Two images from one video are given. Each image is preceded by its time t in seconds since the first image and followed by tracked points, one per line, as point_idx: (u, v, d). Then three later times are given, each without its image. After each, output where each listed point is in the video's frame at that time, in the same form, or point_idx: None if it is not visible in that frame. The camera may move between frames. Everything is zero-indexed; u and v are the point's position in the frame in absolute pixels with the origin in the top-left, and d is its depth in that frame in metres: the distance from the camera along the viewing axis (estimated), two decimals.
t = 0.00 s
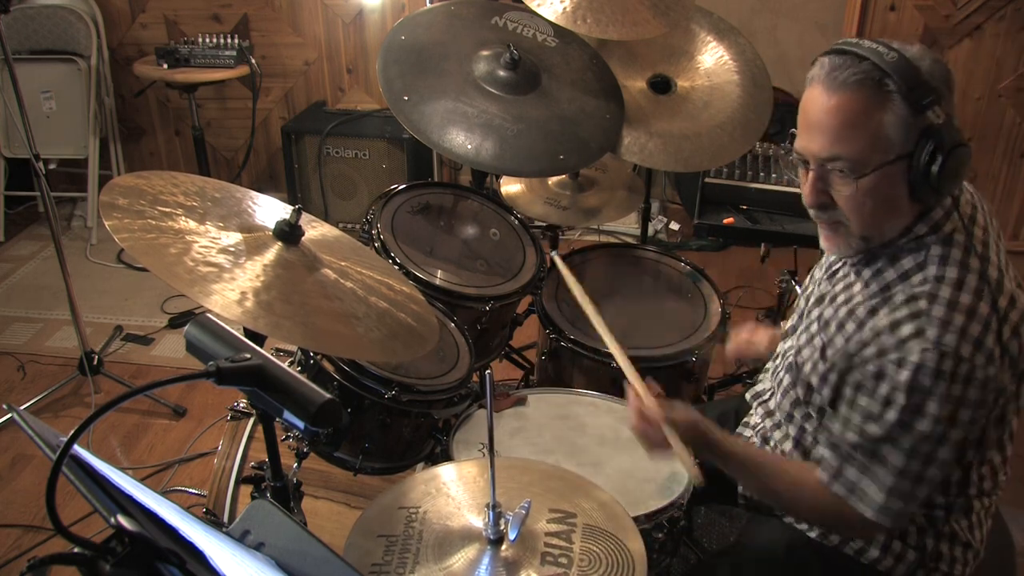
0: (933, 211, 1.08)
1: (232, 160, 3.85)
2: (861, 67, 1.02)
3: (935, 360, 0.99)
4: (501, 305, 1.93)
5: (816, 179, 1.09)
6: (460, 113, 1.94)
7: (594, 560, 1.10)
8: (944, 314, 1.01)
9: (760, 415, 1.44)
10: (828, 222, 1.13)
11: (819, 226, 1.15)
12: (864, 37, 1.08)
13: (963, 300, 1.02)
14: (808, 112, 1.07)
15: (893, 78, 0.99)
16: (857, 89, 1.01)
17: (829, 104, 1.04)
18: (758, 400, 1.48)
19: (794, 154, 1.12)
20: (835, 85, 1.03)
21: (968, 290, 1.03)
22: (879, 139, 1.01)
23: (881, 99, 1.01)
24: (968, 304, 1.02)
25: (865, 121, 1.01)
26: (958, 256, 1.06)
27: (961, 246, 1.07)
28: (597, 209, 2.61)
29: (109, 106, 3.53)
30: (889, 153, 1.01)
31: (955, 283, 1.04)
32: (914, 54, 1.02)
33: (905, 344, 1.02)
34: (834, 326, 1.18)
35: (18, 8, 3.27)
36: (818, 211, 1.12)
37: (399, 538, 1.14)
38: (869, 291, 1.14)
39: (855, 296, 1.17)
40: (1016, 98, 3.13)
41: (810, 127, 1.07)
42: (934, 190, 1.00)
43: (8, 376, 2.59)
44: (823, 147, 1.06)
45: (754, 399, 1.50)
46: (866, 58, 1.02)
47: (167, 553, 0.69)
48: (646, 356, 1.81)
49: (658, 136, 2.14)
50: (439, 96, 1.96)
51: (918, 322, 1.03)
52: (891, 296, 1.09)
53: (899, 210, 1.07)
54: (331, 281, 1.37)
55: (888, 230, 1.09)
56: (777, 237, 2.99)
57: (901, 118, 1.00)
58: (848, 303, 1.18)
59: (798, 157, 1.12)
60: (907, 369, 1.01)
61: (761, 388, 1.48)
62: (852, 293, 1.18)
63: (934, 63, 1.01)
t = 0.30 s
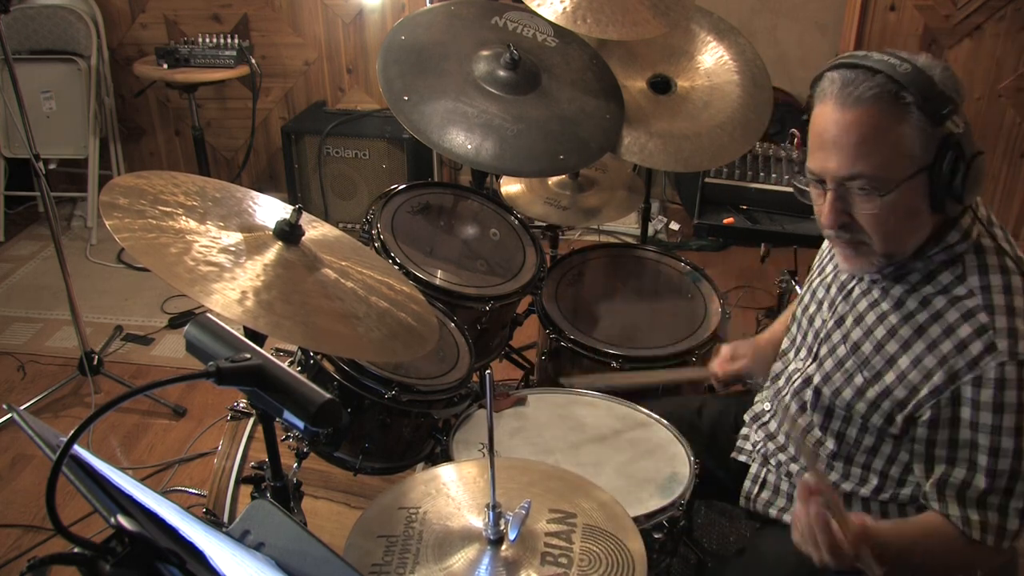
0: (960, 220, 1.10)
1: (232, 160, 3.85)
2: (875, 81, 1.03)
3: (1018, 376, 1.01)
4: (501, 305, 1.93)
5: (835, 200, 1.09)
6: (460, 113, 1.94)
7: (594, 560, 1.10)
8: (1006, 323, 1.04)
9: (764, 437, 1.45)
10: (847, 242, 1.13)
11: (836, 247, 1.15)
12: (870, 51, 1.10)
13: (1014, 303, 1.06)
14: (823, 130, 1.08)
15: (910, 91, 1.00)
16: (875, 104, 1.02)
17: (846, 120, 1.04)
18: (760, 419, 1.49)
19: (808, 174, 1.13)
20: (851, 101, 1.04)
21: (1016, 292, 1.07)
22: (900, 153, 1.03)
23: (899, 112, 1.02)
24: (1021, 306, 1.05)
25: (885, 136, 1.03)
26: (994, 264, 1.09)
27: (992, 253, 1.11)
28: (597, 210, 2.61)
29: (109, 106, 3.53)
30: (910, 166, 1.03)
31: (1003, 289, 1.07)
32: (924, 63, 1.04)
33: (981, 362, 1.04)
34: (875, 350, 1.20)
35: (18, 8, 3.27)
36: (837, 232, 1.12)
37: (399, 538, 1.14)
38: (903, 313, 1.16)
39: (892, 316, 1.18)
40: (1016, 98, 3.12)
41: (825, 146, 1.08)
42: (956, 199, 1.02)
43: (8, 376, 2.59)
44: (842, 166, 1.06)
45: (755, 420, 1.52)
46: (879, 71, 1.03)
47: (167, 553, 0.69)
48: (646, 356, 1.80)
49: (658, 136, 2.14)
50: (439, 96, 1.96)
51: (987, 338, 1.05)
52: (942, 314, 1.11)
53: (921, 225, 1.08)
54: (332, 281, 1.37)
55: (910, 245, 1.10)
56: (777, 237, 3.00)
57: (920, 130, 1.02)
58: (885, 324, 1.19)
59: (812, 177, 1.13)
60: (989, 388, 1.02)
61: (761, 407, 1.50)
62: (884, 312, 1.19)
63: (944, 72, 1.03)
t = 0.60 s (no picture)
0: (979, 217, 1.10)
1: (232, 160, 3.85)
2: (926, 68, 1.01)
3: None
4: (501, 305, 1.93)
5: (873, 189, 1.07)
6: (460, 113, 1.94)
7: (591, 561, 1.10)
8: None
9: (768, 445, 1.44)
10: (876, 233, 1.11)
11: (864, 237, 1.14)
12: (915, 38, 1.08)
13: None
14: (867, 116, 1.06)
15: (962, 82, 0.99)
16: (926, 92, 1.01)
17: (893, 107, 1.03)
18: (763, 427, 1.48)
19: (845, 156, 1.10)
20: (902, 86, 1.02)
21: None
22: (944, 145, 1.02)
23: (949, 102, 1.01)
24: None
25: (932, 126, 1.01)
26: (1012, 262, 1.10)
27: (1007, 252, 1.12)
28: (597, 210, 2.61)
29: (109, 106, 3.53)
30: (952, 158, 1.03)
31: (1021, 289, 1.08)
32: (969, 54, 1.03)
33: (1005, 364, 1.04)
34: (890, 357, 1.19)
35: (18, 8, 3.27)
36: (868, 221, 1.10)
37: (398, 539, 1.14)
38: (921, 317, 1.16)
39: (909, 321, 1.18)
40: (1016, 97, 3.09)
41: (868, 132, 1.06)
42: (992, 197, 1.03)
43: (8, 376, 2.59)
44: (885, 153, 1.04)
45: (758, 427, 1.49)
46: (929, 58, 1.02)
47: (167, 553, 0.68)
48: (646, 356, 1.80)
49: (658, 136, 2.14)
50: (439, 96, 1.96)
51: (1010, 339, 1.05)
52: (962, 317, 1.11)
53: (948, 222, 1.07)
54: (332, 282, 1.37)
55: (939, 240, 1.09)
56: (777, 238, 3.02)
57: (968, 125, 1.02)
58: (900, 330, 1.19)
59: (847, 163, 1.10)
60: (1013, 391, 1.02)
61: (764, 414, 1.49)
62: (899, 318, 1.19)
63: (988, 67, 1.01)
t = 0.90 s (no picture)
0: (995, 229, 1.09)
1: (231, 160, 3.85)
2: (936, 84, 1.00)
3: None
4: (501, 305, 1.93)
5: (882, 209, 1.06)
6: (460, 113, 1.94)
7: (593, 562, 1.10)
8: None
9: (772, 450, 1.44)
10: (887, 250, 1.10)
11: (874, 253, 1.12)
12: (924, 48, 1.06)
13: None
14: (876, 133, 1.04)
15: (975, 99, 0.98)
16: (936, 110, 0.99)
17: (903, 126, 1.01)
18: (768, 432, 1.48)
19: (852, 175, 1.09)
20: (912, 104, 1.00)
21: None
22: (955, 162, 1.01)
23: (961, 119, 0.99)
24: None
25: (943, 144, 1.00)
26: None
27: (1020, 264, 1.12)
28: (597, 209, 2.61)
29: (109, 106, 3.53)
30: (964, 175, 1.01)
31: None
32: (980, 65, 1.01)
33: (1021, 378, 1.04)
34: (903, 368, 1.19)
35: (18, 8, 3.27)
36: (879, 240, 1.09)
37: (398, 537, 1.14)
38: (934, 328, 1.16)
39: (921, 332, 1.17)
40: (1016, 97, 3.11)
41: (876, 152, 1.04)
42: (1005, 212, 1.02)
43: (8, 376, 2.59)
44: (895, 173, 1.03)
45: (762, 432, 1.49)
46: (939, 72, 1.00)
47: (167, 553, 0.68)
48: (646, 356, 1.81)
49: (658, 136, 2.14)
50: (439, 96, 1.96)
51: None
52: (977, 329, 1.11)
53: (961, 238, 1.06)
54: (332, 282, 1.37)
55: (949, 255, 1.08)
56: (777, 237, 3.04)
57: (979, 142, 1.01)
58: (912, 340, 1.18)
59: (856, 181, 1.09)
60: None
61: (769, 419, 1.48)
62: (911, 328, 1.19)
63: (1001, 78, 1.00)
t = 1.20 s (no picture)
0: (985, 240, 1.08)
1: (232, 160, 3.85)
2: (915, 102, 1.00)
3: None
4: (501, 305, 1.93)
5: (869, 228, 1.06)
6: (461, 113, 1.94)
7: (593, 562, 1.10)
8: None
9: (773, 452, 1.45)
10: (876, 265, 1.11)
11: (864, 267, 1.13)
12: (906, 63, 1.05)
13: None
14: (858, 153, 1.04)
15: (954, 116, 0.97)
16: (916, 129, 0.99)
17: (883, 146, 1.01)
18: (767, 435, 1.47)
19: (840, 195, 1.09)
20: (892, 123, 1.00)
21: None
22: (938, 179, 1.00)
23: (941, 136, 0.99)
24: None
25: (925, 161, 1.00)
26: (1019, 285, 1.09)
27: (1014, 272, 1.11)
28: (597, 209, 2.61)
29: (109, 106, 3.53)
30: (948, 192, 1.01)
31: None
32: (962, 78, 1.00)
33: (1007, 388, 1.04)
34: (895, 374, 1.19)
35: (18, 8, 3.27)
36: (867, 256, 1.10)
37: (398, 537, 1.14)
38: (927, 335, 1.16)
39: (912, 338, 1.18)
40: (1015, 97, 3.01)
41: (859, 172, 1.05)
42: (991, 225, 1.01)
43: (8, 376, 2.59)
44: (878, 192, 1.03)
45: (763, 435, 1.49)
46: (919, 90, 1.00)
47: (167, 553, 0.68)
48: (646, 356, 1.81)
49: (658, 136, 2.14)
50: (439, 96, 1.96)
51: (1015, 364, 1.04)
52: (966, 337, 1.11)
53: (950, 250, 1.06)
54: (332, 282, 1.37)
55: (938, 269, 1.08)
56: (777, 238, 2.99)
57: (961, 159, 1.00)
58: (904, 346, 1.19)
59: (843, 199, 1.10)
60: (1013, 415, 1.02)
61: (768, 422, 1.48)
62: (903, 334, 1.19)
63: (984, 88, 0.99)
